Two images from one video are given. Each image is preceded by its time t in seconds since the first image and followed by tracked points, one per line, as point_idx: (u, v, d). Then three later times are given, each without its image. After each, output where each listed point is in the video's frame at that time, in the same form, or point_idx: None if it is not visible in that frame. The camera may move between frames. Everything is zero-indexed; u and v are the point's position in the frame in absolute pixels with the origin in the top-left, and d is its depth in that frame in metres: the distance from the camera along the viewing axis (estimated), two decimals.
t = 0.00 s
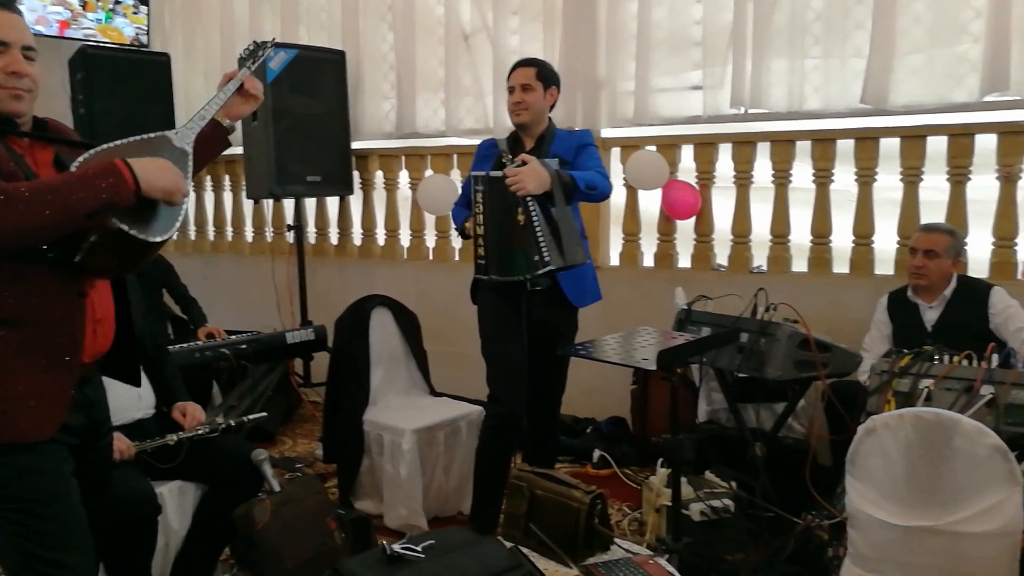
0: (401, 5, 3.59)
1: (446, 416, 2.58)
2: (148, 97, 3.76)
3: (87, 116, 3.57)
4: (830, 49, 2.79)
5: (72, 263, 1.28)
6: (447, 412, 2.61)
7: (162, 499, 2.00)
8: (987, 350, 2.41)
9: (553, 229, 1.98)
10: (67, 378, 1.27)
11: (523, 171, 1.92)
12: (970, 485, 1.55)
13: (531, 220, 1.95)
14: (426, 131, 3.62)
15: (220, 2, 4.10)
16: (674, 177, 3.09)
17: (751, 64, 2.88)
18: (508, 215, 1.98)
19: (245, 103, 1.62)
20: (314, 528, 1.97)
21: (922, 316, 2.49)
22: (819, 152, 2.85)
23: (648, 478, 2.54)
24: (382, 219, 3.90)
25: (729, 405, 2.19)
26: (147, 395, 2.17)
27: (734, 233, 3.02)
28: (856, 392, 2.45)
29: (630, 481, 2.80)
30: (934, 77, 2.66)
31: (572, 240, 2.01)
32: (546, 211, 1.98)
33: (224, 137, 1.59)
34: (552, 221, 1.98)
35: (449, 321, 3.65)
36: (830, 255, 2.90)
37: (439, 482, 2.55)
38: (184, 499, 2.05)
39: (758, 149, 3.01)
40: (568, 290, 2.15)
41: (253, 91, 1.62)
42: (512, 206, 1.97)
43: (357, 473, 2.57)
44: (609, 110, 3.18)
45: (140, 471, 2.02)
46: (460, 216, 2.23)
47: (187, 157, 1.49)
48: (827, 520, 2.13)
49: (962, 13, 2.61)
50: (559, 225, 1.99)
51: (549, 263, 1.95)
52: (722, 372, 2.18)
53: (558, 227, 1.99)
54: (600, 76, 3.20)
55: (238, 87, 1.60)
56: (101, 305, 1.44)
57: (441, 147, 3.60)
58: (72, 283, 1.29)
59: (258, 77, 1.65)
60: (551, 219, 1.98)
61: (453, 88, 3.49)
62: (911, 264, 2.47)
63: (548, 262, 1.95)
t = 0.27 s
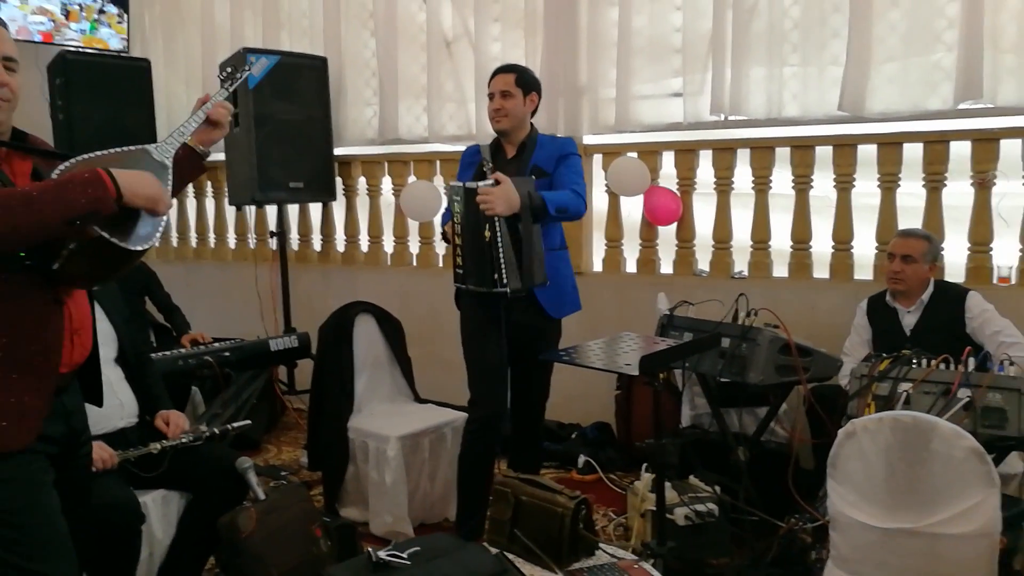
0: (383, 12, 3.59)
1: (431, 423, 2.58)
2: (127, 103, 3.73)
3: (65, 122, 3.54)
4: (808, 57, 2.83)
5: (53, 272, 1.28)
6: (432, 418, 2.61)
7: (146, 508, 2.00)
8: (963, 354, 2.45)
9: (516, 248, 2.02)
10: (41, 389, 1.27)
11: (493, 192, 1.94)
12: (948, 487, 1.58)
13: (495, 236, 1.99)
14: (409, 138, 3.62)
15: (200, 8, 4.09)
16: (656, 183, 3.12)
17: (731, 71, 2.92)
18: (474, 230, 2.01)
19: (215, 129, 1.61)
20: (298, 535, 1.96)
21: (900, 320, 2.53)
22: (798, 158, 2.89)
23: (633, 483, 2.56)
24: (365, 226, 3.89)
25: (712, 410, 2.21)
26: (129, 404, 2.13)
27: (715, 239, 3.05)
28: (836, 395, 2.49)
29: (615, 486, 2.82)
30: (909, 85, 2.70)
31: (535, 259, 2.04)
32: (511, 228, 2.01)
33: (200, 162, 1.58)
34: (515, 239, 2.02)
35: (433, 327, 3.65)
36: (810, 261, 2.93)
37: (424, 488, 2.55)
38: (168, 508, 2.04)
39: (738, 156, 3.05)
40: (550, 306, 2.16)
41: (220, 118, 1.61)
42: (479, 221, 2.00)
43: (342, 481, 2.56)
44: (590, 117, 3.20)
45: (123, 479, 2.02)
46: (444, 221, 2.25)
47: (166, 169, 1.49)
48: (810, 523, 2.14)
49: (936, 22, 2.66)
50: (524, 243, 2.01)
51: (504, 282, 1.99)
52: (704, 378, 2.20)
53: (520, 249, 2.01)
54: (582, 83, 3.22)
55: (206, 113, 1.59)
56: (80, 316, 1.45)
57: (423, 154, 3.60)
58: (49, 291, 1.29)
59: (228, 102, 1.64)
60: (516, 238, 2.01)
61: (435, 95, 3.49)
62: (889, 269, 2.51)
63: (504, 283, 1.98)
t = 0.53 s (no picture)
0: (411, 18, 3.63)
1: (459, 425, 2.60)
2: (162, 109, 3.81)
3: (102, 128, 3.62)
4: (838, 59, 2.81)
5: (93, 278, 1.33)
6: (459, 420, 2.63)
7: (180, 505, 2.02)
8: (998, 358, 2.41)
9: (527, 257, 2.02)
10: (83, 392, 1.31)
11: (509, 210, 1.95)
12: (981, 494, 1.55)
13: (506, 247, 2.02)
14: (437, 142, 3.65)
15: (232, 16, 4.16)
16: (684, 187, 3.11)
17: (759, 73, 2.90)
18: (491, 239, 2.07)
19: (239, 137, 1.70)
20: (329, 534, 1.99)
21: (933, 324, 2.50)
22: (827, 161, 2.87)
23: (660, 487, 2.55)
24: (393, 229, 3.93)
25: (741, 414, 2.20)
26: (163, 404, 2.18)
27: (744, 241, 3.03)
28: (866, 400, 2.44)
29: (642, 489, 2.81)
30: (941, 86, 2.67)
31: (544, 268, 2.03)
32: (524, 238, 2.02)
33: (224, 168, 1.64)
34: (525, 246, 2.02)
35: (461, 330, 3.67)
36: (840, 264, 2.91)
37: (452, 490, 2.57)
38: (201, 506, 2.06)
39: (767, 159, 3.03)
40: (573, 315, 2.17)
41: (246, 127, 1.70)
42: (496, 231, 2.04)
43: (371, 481, 2.59)
44: (617, 120, 3.21)
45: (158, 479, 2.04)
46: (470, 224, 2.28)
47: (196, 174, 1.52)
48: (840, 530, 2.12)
49: (968, 22, 2.62)
50: (533, 254, 2.02)
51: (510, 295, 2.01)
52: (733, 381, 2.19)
53: (531, 264, 2.02)
54: (608, 87, 3.23)
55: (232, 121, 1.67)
56: (116, 322, 1.48)
57: (451, 158, 3.63)
58: (90, 296, 1.34)
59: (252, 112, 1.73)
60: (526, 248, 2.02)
61: (462, 99, 3.52)
62: (921, 273, 2.48)
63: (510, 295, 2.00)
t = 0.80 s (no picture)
0: (442, 23, 3.66)
1: (485, 427, 2.61)
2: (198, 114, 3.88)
3: (140, 132, 3.72)
4: (871, 61, 2.77)
5: (150, 267, 1.34)
6: (485, 423, 2.64)
7: (211, 503, 2.05)
8: None
9: (549, 262, 2.04)
10: (129, 380, 1.33)
11: (534, 219, 1.94)
12: (1013, 505, 1.51)
13: (528, 254, 2.03)
14: (467, 146, 3.67)
15: (267, 21, 4.23)
16: (714, 191, 3.10)
17: (790, 76, 2.88)
18: (513, 242, 2.07)
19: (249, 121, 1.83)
20: (355, 534, 2.02)
21: (967, 331, 2.46)
22: (860, 165, 2.83)
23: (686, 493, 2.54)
24: (423, 233, 3.96)
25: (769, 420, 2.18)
26: (196, 403, 2.23)
27: (774, 246, 3.01)
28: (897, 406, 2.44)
29: (668, 495, 2.80)
30: (978, 88, 2.62)
31: (565, 274, 2.05)
32: (547, 244, 2.03)
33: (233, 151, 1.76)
34: (548, 253, 2.03)
35: (489, 333, 3.69)
36: (872, 269, 2.87)
37: (478, 492, 2.58)
38: (231, 504, 2.10)
39: (798, 163, 3.00)
40: (596, 321, 2.15)
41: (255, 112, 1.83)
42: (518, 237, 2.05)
43: (398, 482, 2.61)
44: (647, 124, 3.20)
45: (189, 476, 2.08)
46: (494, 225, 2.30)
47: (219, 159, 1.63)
48: (869, 538, 2.07)
49: (1007, 24, 2.57)
50: (556, 262, 2.03)
51: (531, 299, 2.03)
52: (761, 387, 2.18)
53: (552, 270, 2.04)
54: (638, 90, 3.22)
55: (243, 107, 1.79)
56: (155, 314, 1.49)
57: (480, 162, 3.65)
58: (137, 287, 1.35)
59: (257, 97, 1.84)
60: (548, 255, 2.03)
61: (492, 103, 3.54)
62: (955, 279, 2.44)
63: (530, 302, 2.02)
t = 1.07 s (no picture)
0: (445, 27, 3.67)
1: (485, 430, 2.62)
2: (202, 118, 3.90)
3: (144, 136, 3.74)
4: (872, 65, 2.78)
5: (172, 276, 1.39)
6: (485, 426, 2.65)
7: (211, 506, 2.06)
8: None
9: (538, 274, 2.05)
10: (154, 387, 1.33)
11: (522, 238, 1.93)
12: (1011, 509, 1.49)
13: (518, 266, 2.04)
14: (469, 150, 3.69)
15: (271, 26, 4.25)
16: (715, 194, 3.09)
17: (791, 81, 2.88)
18: (502, 255, 2.08)
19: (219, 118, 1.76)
20: (356, 537, 2.02)
21: (968, 335, 2.45)
22: (861, 168, 2.84)
23: (686, 496, 2.54)
24: (425, 236, 3.97)
25: (768, 424, 2.17)
26: (196, 406, 2.23)
27: (775, 250, 3.01)
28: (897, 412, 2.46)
29: (668, 499, 2.80)
30: (980, 92, 2.62)
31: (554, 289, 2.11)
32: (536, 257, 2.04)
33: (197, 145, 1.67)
34: (538, 270, 2.10)
35: (491, 336, 3.69)
36: (873, 273, 2.87)
37: (478, 495, 2.59)
38: (231, 507, 2.11)
39: (799, 167, 3.00)
40: (591, 327, 2.15)
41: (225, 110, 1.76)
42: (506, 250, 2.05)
43: (398, 485, 2.62)
44: (648, 128, 3.21)
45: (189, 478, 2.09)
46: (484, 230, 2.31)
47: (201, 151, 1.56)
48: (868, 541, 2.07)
49: (1008, 28, 2.57)
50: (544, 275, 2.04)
51: (522, 312, 2.06)
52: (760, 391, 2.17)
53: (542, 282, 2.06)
54: (640, 94, 3.23)
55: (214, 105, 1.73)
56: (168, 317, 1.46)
57: (483, 166, 3.66)
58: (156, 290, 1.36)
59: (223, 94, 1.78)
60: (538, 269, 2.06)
61: (494, 108, 3.55)
62: (956, 283, 2.43)
63: (522, 315, 2.05)
